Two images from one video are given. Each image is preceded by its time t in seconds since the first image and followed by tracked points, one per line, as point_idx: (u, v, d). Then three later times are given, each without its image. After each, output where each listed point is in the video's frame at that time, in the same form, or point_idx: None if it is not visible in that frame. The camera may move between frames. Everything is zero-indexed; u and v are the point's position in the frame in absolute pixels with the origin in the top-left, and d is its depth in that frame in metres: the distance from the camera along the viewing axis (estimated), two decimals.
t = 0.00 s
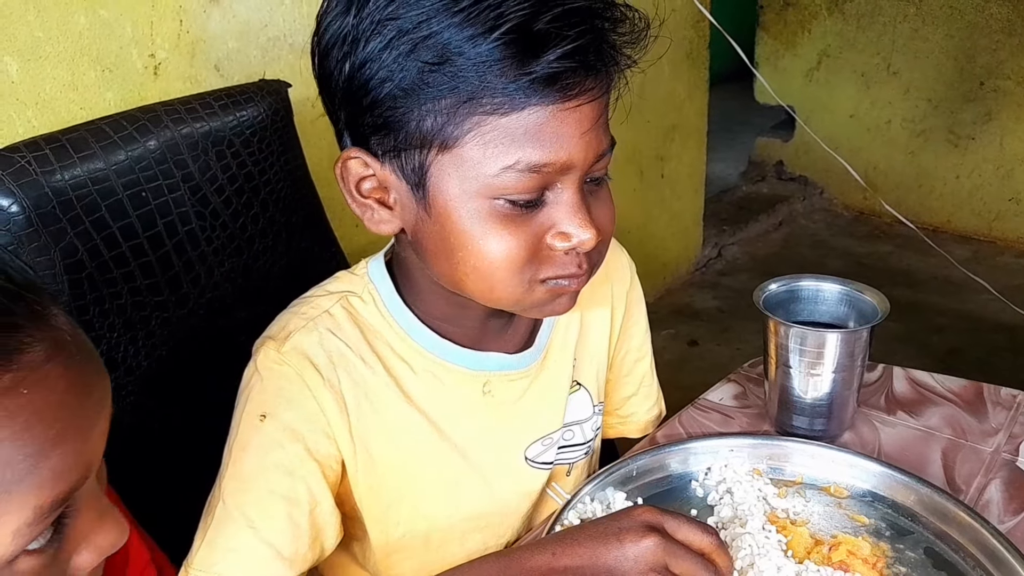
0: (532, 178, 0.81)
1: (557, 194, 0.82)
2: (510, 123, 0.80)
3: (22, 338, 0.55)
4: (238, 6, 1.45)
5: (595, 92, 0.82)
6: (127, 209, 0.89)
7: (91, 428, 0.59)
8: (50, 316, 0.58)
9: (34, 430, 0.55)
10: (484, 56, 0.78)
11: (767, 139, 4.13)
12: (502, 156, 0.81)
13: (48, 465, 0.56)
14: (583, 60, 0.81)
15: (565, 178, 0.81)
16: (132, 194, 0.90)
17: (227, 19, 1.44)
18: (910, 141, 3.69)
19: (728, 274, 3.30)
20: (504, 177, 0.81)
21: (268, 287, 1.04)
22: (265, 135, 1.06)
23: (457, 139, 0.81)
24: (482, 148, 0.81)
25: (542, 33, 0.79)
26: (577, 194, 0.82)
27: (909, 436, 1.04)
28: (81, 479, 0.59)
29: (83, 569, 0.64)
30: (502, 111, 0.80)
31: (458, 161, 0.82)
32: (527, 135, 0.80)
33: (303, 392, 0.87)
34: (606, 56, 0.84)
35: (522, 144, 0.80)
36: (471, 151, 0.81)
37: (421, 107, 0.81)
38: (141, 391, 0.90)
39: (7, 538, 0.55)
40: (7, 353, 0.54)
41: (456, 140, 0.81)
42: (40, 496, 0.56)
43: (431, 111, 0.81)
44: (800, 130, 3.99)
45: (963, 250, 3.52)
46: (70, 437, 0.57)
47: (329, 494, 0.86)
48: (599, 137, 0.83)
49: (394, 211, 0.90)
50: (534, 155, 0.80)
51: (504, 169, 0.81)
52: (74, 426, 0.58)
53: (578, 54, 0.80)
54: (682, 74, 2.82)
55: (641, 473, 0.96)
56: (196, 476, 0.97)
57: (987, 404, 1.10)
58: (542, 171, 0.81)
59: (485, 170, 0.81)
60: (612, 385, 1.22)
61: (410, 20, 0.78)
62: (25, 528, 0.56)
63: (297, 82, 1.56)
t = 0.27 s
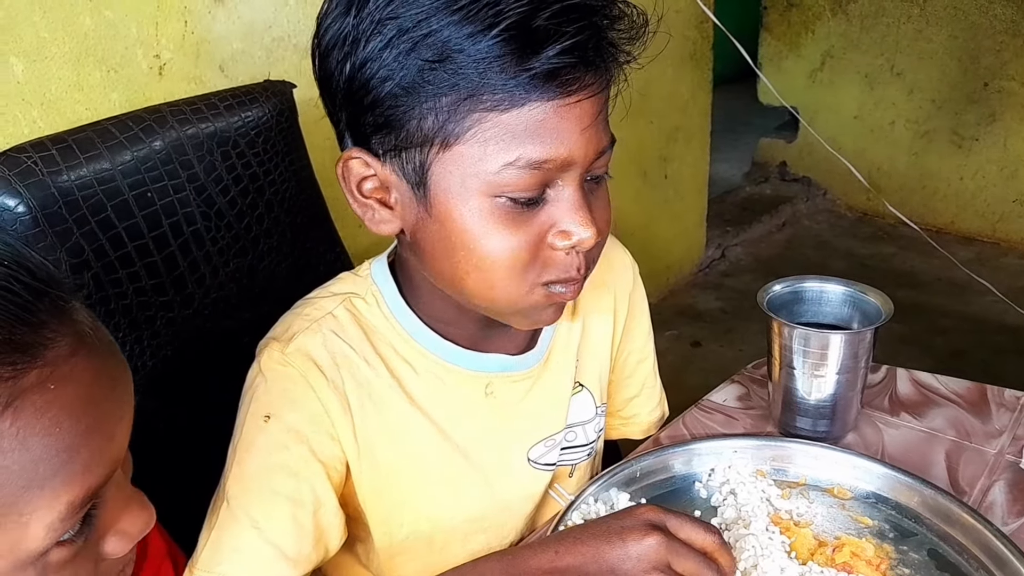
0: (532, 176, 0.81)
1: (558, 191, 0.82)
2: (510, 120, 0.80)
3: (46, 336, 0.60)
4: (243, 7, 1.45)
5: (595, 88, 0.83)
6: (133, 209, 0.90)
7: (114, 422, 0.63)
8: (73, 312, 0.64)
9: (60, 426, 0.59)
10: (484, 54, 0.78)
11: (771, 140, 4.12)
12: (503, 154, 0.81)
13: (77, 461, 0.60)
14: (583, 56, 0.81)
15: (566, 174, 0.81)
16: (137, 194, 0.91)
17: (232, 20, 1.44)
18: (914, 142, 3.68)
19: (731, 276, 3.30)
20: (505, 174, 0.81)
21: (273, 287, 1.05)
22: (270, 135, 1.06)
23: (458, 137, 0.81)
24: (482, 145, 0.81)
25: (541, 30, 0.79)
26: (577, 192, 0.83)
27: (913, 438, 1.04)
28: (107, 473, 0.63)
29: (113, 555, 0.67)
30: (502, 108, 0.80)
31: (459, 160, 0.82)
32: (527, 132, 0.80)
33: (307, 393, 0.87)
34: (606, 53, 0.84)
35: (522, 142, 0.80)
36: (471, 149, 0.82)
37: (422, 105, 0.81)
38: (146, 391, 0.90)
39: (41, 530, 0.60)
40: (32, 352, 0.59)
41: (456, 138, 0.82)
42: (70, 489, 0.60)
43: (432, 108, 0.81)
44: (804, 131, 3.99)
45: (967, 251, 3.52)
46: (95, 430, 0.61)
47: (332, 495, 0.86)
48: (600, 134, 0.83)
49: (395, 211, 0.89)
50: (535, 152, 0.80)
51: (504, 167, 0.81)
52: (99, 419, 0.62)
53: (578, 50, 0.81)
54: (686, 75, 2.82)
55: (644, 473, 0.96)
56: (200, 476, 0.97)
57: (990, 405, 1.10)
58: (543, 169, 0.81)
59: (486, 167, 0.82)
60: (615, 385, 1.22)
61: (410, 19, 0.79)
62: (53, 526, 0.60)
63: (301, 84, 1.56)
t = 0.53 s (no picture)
0: (523, 178, 0.81)
1: (549, 194, 0.82)
2: (500, 123, 0.80)
3: (38, 333, 0.61)
4: (242, 6, 1.45)
5: (585, 90, 0.83)
6: (132, 209, 0.90)
7: (113, 413, 0.65)
8: (68, 313, 0.65)
9: (61, 417, 0.61)
10: (473, 56, 0.78)
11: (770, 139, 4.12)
12: (493, 157, 0.81)
13: (75, 453, 0.61)
14: (572, 59, 0.81)
15: (556, 177, 0.81)
16: (136, 194, 0.91)
17: (231, 19, 1.44)
18: (912, 141, 3.68)
19: (730, 274, 3.30)
20: (494, 178, 0.81)
21: (273, 286, 1.05)
22: (269, 135, 1.06)
23: (447, 140, 0.81)
24: (472, 148, 0.81)
25: (530, 32, 0.79)
26: (569, 194, 0.82)
27: (912, 436, 1.04)
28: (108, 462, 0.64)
29: (121, 545, 0.69)
30: (492, 111, 0.80)
31: (449, 162, 0.82)
32: (517, 135, 0.80)
33: (303, 393, 0.87)
34: (595, 54, 0.84)
35: (512, 144, 0.80)
36: (461, 152, 0.82)
37: (411, 108, 0.81)
38: (145, 390, 0.90)
39: (43, 524, 0.61)
40: (24, 349, 0.60)
41: (446, 141, 0.81)
42: (71, 480, 0.61)
43: (421, 111, 0.81)
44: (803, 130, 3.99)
45: (966, 249, 3.52)
46: (95, 420, 0.63)
47: (331, 494, 0.86)
48: (590, 136, 0.83)
49: (387, 213, 0.89)
50: (524, 155, 0.80)
51: (495, 170, 0.81)
52: (98, 410, 0.63)
53: (567, 52, 0.81)
54: (685, 74, 2.82)
55: (644, 471, 0.96)
56: (200, 475, 0.97)
57: (989, 403, 1.10)
58: (533, 171, 0.81)
59: (477, 171, 0.82)
60: (613, 385, 1.22)
61: (399, 22, 0.79)
62: (60, 515, 0.61)
63: (301, 83, 1.56)
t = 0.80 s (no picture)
0: (525, 185, 0.81)
1: (551, 201, 0.82)
2: (502, 130, 0.81)
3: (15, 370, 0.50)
4: (247, 12, 1.46)
5: (587, 96, 0.83)
6: (138, 215, 0.90)
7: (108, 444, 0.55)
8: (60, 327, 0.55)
9: (32, 457, 0.50)
10: (475, 64, 0.79)
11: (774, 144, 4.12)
12: (495, 163, 0.81)
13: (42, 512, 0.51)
14: (574, 65, 0.82)
15: (559, 183, 0.82)
16: (142, 200, 0.91)
17: (236, 25, 1.45)
18: (916, 146, 3.68)
19: (734, 280, 3.30)
20: (497, 184, 0.82)
21: (278, 292, 1.05)
22: (274, 141, 1.06)
23: (450, 147, 0.82)
24: (474, 155, 0.81)
25: (532, 40, 0.80)
26: (571, 201, 0.83)
27: (917, 442, 1.04)
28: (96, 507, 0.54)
29: None
30: (494, 118, 0.80)
31: (452, 169, 0.83)
32: (519, 142, 0.81)
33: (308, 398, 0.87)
34: (597, 61, 0.85)
35: (514, 151, 0.81)
36: (463, 159, 0.82)
37: (414, 115, 0.82)
38: (150, 396, 0.90)
39: None
40: None
41: (449, 147, 0.82)
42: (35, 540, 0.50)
43: (423, 118, 0.82)
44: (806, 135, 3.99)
45: (970, 255, 3.52)
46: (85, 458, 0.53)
47: (335, 499, 0.86)
48: (593, 143, 0.83)
49: (391, 219, 0.90)
50: (527, 161, 0.81)
51: (497, 176, 0.81)
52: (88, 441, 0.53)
53: (569, 59, 0.81)
54: (689, 80, 2.82)
55: (648, 478, 0.96)
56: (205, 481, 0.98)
57: (994, 410, 1.09)
58: (535, 178, 0.81)
59: (479, 177, 0.82)
60: (618, 391, 1.22)
61: (401, 29, 0.79)
62: (7, 575, 0.50)
63: (305, 89, 1.57)
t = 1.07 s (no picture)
0: (536, 187, 0.82)
1: (562, 203, 0.83)
2: (513, 133, 0.81)
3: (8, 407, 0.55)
4: (252, 18, 1.46)
5: (597, 100, 0.83)
6: (145, 220, 0.90)
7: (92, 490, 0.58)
8: (58, 364, 0.59)
9: (20, 491, 0.54)
10: (486, 67, 0.79)
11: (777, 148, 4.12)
12: (506, 166, 0.82)
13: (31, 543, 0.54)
14: (584, 70, 0.82)
15: (569, 186, 0.82)
16: (149, 205, 0.91)
17: (241, 30, 1.45)
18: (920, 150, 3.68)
19: (738, 284, 3.30)
20: (508, 187, 0.82)
21: (284, 296, 1.05)
22: (280, 146, 1.06)
23: (461, 150, 0.82)
24: (485, 158, 0.82)
25: (542, 44, 0.80)
26: (581, 203, 0.83)
27: (922, 446, 1.04)
28: (74, 549, 0.57)
29: None
30: (505, 121, 0.81)
31: (463, 172, 0.83)
32: (530, 144, 0.81)
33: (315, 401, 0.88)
34: (607, 66, 0.85)
35: (525, 154, 0.81)
36: (474, 161, 0.82)
37: (425, 118, 0.82)
38: (157, 400, 0.91)
39: None
40: None
41: (460, 150, 0.82)
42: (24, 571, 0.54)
43: (435, 121, 0.82)
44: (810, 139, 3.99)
45: (975, 258, 3.51)
46: (69, 506, 0.56)
47: (342, 502, 0.87)
48: (602, 146, 0.84)
49: (401, 223, 0.90)
50: (538, 164, 0.81)
51: (508, 179, 0.82)
52: (71, 481, 0.57)
53: (579, 63, 0.82)
54: (692, 84, 2.82)
55: (654, 482, 0.96)
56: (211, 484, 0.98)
57: (999, 414, 1.09)
58: (546, 180, 0.82)
59: (490, 180, 0.82)
60: (623, 395, 1.22)
61: (413, 33, 0.79)
62: None
63: (310, 94, 1.57)
